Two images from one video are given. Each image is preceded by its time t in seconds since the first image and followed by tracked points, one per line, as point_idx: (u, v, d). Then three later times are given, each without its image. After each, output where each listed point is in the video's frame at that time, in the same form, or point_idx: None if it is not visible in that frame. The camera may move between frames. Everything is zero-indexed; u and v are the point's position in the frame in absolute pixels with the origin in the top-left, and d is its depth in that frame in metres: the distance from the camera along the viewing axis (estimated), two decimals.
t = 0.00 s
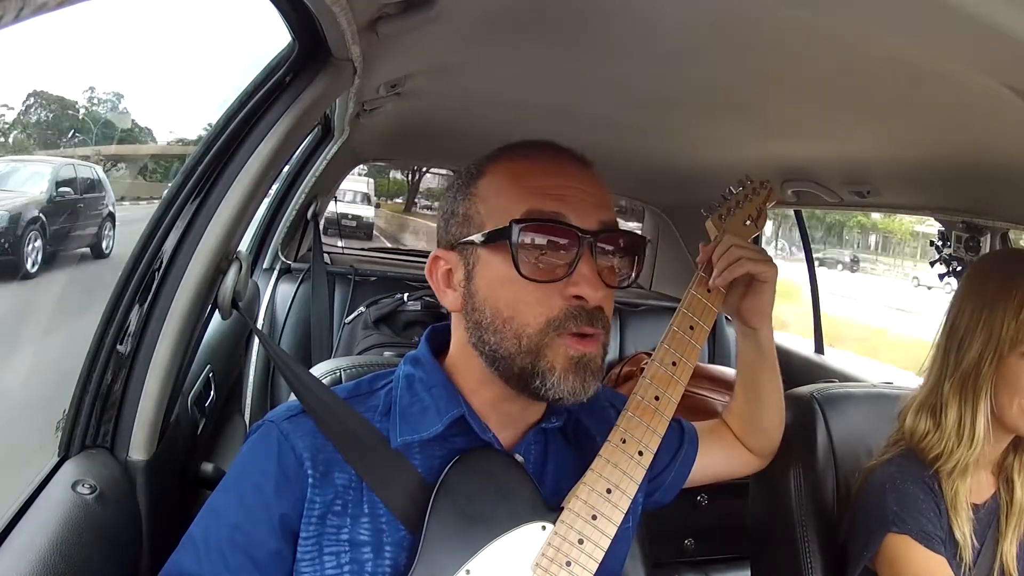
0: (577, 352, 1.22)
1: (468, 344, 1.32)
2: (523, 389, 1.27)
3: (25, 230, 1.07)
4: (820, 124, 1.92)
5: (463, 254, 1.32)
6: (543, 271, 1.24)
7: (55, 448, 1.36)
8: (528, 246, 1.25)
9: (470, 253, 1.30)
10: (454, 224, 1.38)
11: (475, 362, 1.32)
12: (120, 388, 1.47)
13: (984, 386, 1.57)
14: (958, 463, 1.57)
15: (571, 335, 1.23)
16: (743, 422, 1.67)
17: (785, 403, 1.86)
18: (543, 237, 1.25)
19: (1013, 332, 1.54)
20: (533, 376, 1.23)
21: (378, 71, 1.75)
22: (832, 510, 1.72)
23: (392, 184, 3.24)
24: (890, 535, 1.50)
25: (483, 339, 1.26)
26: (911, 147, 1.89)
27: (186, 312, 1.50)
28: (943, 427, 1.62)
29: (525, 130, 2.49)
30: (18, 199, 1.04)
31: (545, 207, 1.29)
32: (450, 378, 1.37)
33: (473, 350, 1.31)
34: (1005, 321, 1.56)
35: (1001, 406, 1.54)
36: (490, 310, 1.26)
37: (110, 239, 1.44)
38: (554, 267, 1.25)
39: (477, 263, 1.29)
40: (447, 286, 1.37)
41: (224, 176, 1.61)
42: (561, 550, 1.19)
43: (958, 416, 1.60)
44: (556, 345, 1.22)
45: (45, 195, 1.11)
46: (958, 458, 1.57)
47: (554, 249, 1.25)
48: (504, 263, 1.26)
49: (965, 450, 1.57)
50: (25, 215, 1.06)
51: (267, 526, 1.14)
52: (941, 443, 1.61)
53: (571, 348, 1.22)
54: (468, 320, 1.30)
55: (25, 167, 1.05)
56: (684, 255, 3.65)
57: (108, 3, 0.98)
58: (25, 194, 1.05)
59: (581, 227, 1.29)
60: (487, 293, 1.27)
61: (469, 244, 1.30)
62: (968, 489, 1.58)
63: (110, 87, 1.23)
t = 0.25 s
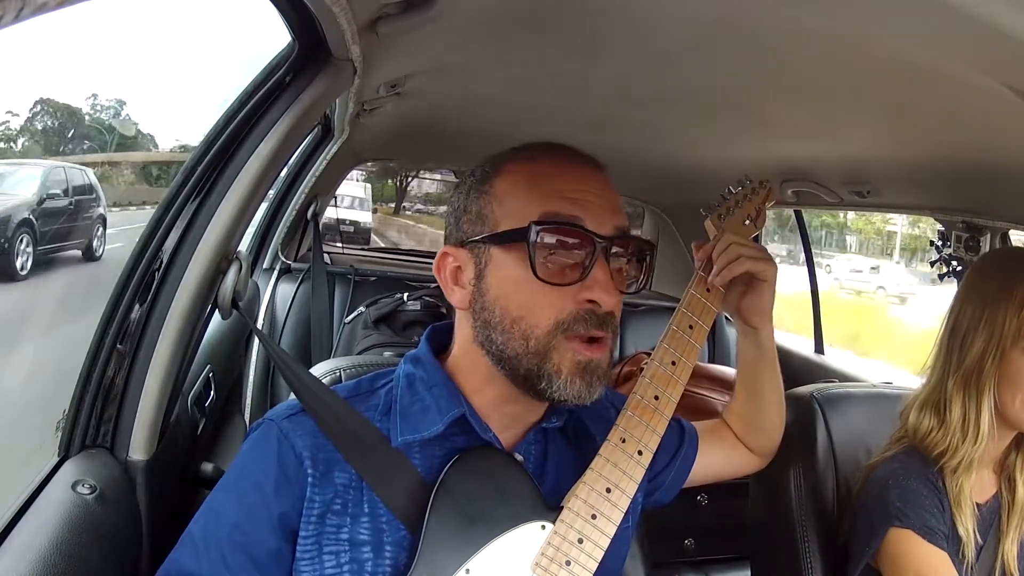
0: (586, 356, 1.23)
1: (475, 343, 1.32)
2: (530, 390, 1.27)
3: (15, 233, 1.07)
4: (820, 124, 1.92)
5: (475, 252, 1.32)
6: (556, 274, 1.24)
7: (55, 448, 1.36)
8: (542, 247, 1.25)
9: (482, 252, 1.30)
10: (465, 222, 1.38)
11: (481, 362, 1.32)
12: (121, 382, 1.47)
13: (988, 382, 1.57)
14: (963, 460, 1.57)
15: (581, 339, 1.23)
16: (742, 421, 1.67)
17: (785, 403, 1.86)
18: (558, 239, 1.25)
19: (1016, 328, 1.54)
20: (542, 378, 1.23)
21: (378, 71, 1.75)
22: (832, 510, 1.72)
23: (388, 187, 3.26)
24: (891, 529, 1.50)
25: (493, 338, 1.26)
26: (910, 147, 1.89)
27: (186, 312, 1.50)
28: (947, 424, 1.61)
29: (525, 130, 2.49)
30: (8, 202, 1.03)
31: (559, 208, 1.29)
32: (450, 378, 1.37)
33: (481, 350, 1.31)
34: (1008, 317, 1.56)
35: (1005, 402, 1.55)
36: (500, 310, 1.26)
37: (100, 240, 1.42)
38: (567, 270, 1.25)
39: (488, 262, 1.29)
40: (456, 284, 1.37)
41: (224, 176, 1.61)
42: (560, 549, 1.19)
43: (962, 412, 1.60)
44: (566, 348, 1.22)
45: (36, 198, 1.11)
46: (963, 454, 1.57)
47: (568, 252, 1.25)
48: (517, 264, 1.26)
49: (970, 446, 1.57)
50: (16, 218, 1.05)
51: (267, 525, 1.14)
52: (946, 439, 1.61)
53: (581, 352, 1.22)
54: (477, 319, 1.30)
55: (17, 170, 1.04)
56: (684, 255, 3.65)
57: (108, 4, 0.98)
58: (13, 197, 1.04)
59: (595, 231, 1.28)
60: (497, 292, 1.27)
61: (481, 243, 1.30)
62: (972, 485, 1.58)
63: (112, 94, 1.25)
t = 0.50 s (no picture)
0: (585, 368, 1.22)
1: (477, 350, 1.33)
2: (530, 397, 1.28)
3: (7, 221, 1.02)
4: (820, 124, 1.92)
5: (477, 259, 1.32)
6: (556, 284, 1.24)
7: (55, 448, 1.37)
8: (543, 257, 1.25)
9: (484, 260, 1.30)
10: (468, 227, 1.38)
11: (483, 368, 1.32)
12: (121, 381, 1.47)
13: (995, 385, 1.57)
14: (968, 462, 1.57)
15: (580, 350, 1.23)
16: (744, 422, 1.67)
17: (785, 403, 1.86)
18: (560, 249, 1.25)
19: None
20: (541, 387, 1.23)
21: (378, 71, 1.75)
22: (832, 512, 1.71)
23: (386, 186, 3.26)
24: (896, 532, 1.51)
25: (493, 347, 1.27)
26: (910, 147, 1.89)
27: (186, 312, 1.50)
28: (953, 426, 1.61)
29: (525, 130, 2.49)
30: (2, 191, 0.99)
31: (563, 217, 1.29)
32: (455, 382, 1.37)
33: (482, 357, 1.31)
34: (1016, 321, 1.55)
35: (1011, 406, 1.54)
36: (500, 319, 1.26)
37: (93, 233, 1.38)
38: (568, 280, 1.24)
39: (490, 270, 1.29)
40: (458, 289, 1.37)
41: (224, 176, 1.61)
42: (564, 552, 1.19)
43: (968, 415, 1.60)
44: (565, 359, 1.22)
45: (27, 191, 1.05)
46: (969, 456, 1.57)
47: (570, 262, 1.25)
48: (517, 274, 1.26)
49: (975, 449, 1.56)
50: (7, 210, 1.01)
51: (270, 528, 1.14)
52: (952, 440, 1.60)
53: (580, 363, 1.22)
54: (478, 326, 1.30)
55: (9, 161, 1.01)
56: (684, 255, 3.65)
57: (108, 3, 0.98)
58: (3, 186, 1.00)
59: (597, 241, 1.28)
60: (498, 301, 1.27)
61: (483, 250, 1.30)
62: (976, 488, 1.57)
63: (118, 92, 1.25)
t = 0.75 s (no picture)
0: (575, 353, 1.22)
1: (469, 338, 1.32)
2: (519, 385, 1.27)
3: None
4: (820, 124, 1.92)
5: (472, 247, 1.31)
6: (549, 271, 1.24)
7: (55, 449, 1.37)
8: (537, 244, 1.25)
9: (478, 247, 1.30)
10: (463, 218, 1.38)
11: (474, 358, 1.32)
12: (122, 381, 1.47)
13: (997, 370, 1.57)
14: (972, 448, 1.57)
15: (570, 336, 1.23)
16: (741, 420, 1.67)
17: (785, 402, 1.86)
18: (554, 237, 1.25)
19: None
20: (530, 372, 1.23)
21: (378, 71, 1.75)
22: (832, 510, 1.71)
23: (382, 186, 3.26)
24: (898, 517, 1.51)
25: (483, 333, 1.26)
26: (910, 147, 1.89)
27: (186, 312, 1.50)
28: (957, 413, 1.62)
29: (525, 129, 2.49)
30: None
31: (558, 207, 1.29)
32: (449, 378, 1.38)
33: (473, 345, 1.31)
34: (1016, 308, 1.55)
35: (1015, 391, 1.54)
36: (491, 305, 1.26)
37: (84, 230, 1.35)
38: (560, 267, 1.25)
39: (483, 257, 1.29)
40: (452, 279, 1.37)
41: (223, 177, 1.61)
42: (558, 550, 1.19)
43: (972, 400, 1.60)
44: (554, 344, 1.22)
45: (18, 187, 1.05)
46: (972, 442, 1.57)
47: (563, 249, 1.25)
48: (510, 261, 1.26)
49: (979, 435, 1.57)
50: None
51: (265, 525, 1.14)
52: (955, 428, 1.61)
53: (570, 349, 1.22)
54: (469, 314, 1.30)
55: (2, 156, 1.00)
56: (684, 255, 3.65)
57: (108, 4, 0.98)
58: None
59: (591, 230, 1.28)
60: (490, 287, 1.27)
61: (477, 237, 1.30)
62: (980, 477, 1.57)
63: (122, 93, 1.27)
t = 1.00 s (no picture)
0: (555, 367, 1.22)
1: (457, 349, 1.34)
2: (506, 396, 1.28)
3: None
4: (821, 124, 1.92)
5: (451, 261, 1.33)
6: (524, 283, 1.24)
7: (55, 449, 1.36)
8: (508, 258, 1.24)
9: (456, 261, 1.31)
10: (444, 230, 1.39)
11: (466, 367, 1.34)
12: (121, 383, 1.47)
13: (988, 385, 1.57)
14: (962, 465, 1.57)
15: (549, 349, 1.23)
16: (743, 422, 1.67)
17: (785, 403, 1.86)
18: (524, 249, 1.24)
19: (1016, 334, 1.54)
20: (513, 387, 1.24)
21: (378, 71, 1.75)
22: (832, 510, 1.72)
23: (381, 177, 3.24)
24: (890, 540, 1.51)
25: (468, 347, 1.28)
26: (911, 147, 1.89)
27: (186, 312, 1.49)
28: (946, 429, 1.61)
29: (525, 129, 2.49)
30: None
31: (530, 215, 1.28)
32: (449, 382, 1.37)
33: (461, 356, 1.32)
34: (1008, 324, 1.55)
35: (1004, 408, 1.54)
36: (473, 320, 1.27)
37: (75, 227, 1.31)
38: (535, 280, 1.24)
39: (462, 271, 1.30)
40: (439, 291, 1.38)
41: (223, 177, 1.61)
42: (562, 552, 1.19)
43: (961, 416, 1.60)
44: (534, 358, 1.23)
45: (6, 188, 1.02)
46: (962, 459, 1.57)
47: (534, 261, 1.24)
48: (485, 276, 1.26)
49: (969, 452, 1.57)
50: None
51: (270, 530, 1.14)
52: (944, 444, 1.60)
53: (549, 362, 1.22)
54: (454, 327, 1.31)
55: None
56: (684, 255, 3.65)
57: (108, 3, 0.98)
58: None
59: (562, 237, 1.26)
60: (470, 302, 1.28)
61: (455, 252, 1.31)
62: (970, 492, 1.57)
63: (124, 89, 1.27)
